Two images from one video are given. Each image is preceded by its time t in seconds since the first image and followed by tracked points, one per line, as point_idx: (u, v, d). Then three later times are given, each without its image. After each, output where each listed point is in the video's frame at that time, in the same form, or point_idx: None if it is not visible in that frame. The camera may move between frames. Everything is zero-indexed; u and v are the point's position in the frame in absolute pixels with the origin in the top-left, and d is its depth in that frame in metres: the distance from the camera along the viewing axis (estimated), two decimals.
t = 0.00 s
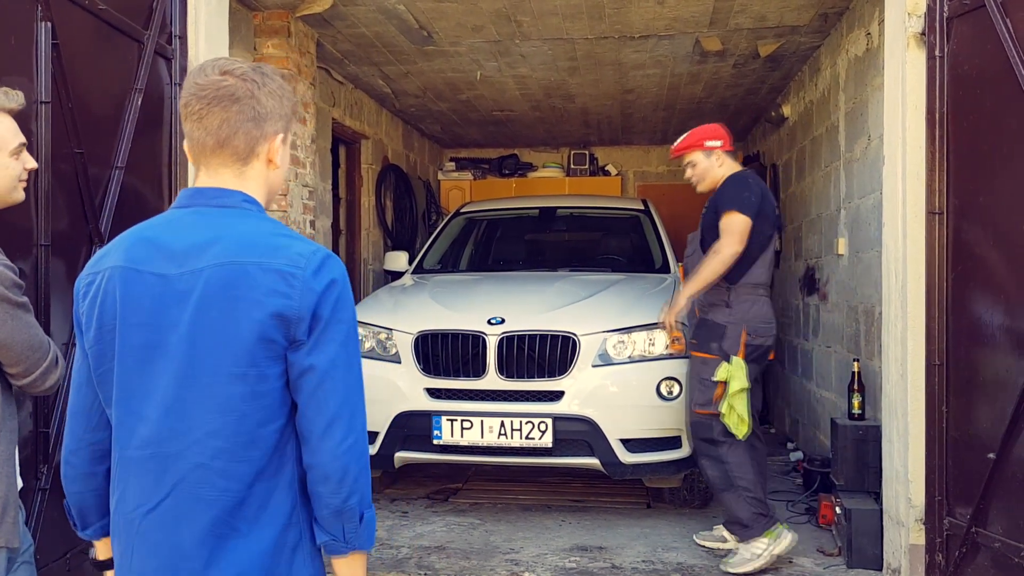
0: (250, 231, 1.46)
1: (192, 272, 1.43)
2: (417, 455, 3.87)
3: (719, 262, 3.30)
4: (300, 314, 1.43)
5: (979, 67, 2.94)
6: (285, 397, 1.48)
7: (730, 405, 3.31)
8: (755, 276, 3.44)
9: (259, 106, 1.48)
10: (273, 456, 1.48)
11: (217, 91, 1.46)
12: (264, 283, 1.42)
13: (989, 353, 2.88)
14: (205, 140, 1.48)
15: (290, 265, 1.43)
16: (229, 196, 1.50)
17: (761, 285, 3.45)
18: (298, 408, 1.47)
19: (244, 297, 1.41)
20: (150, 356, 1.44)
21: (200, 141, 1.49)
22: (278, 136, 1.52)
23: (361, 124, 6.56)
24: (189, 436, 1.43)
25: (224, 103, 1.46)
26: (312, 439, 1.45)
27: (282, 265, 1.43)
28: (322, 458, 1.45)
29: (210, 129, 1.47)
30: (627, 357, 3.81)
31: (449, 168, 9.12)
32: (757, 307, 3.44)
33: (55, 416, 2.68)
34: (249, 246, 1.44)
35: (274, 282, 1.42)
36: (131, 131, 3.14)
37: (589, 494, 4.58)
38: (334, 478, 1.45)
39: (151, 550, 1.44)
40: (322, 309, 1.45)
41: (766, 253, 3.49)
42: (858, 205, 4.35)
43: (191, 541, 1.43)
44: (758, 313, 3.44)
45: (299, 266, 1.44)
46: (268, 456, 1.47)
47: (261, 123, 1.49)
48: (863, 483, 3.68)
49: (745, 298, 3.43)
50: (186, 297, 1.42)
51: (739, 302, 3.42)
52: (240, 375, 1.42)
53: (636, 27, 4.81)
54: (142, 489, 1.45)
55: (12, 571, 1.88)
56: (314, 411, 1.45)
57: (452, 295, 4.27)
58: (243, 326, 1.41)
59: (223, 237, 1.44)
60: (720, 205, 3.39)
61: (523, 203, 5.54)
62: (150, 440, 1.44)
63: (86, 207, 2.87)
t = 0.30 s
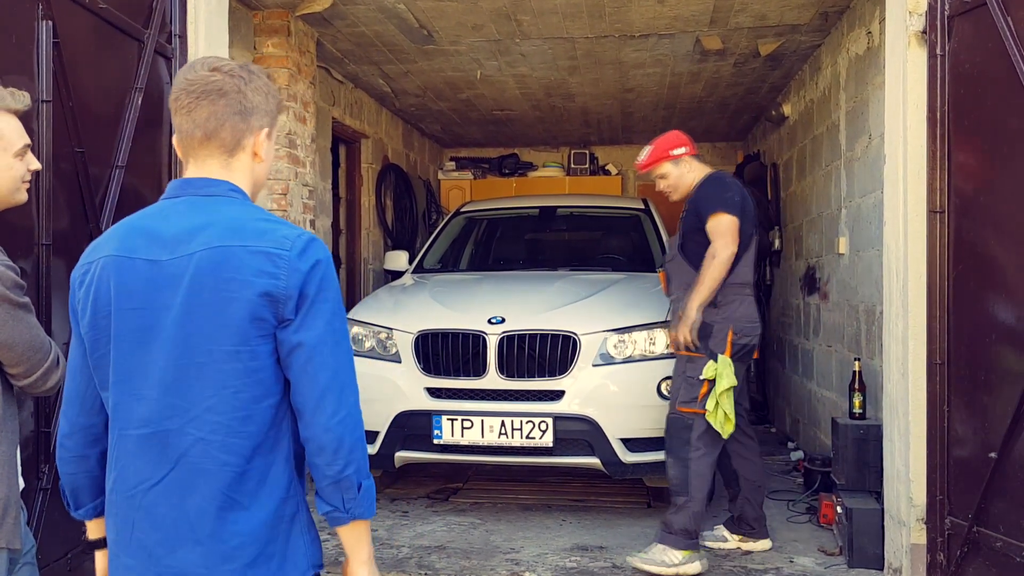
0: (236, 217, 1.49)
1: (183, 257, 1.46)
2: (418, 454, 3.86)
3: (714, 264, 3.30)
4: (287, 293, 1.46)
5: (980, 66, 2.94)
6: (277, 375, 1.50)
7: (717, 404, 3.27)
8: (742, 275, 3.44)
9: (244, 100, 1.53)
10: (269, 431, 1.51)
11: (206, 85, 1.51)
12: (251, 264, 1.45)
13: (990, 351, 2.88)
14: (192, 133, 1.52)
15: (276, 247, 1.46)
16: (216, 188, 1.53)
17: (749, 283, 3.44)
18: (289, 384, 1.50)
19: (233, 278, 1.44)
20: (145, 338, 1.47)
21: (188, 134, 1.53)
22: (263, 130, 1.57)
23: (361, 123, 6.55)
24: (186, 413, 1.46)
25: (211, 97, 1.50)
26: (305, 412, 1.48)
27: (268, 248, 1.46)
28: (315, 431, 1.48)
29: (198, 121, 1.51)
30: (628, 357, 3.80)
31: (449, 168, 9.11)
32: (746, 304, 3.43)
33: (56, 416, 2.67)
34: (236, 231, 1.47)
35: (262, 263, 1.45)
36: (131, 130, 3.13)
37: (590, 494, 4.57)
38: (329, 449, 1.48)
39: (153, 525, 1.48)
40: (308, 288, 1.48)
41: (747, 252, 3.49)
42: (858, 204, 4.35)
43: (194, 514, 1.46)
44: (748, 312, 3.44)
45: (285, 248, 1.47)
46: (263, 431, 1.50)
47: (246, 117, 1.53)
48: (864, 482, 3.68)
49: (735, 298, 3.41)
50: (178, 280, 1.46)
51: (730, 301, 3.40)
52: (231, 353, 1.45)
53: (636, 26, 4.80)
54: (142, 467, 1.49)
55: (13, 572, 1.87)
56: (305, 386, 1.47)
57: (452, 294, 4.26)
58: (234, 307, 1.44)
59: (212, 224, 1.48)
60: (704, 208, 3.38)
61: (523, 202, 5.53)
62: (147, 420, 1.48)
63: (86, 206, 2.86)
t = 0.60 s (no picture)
0: (230, 214, 1.49)
1: (178, 253, 1.46)
2: (417, 454, 3.86)
3: (707, 287, 3.18)
4: (282, 288, 1.46)
5: (980, 65, 2.94)
6: (274, 367, 1.50)
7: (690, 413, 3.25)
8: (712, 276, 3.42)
9: (236, 101, 1.53)
10: (267, 422, 1.51)
11: (199, 87, 1.51)
12: (247, 259, 1.45)
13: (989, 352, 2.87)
14: (186, 133, 1.52)
15: (270, 242, 1.46)
16: (211, 186, 1.54)
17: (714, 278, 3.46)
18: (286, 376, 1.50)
19: (228, 273, 1.44)
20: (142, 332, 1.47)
21: (182, 134, 1.53)
22: (256, 130, 1.57)
23: (360, 122, 6.55)
24: (184, 405, 1.46)
25: (205, 98, 1.51)
26: (302, 403, 1.48)
27: (263, 243, 1.46)
28: (313, 421, 1.48)
29: (192, 122, 1.51)
30: (628, 356, 3.80)
31: (448, 167, 9.10)
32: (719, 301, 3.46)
33: (57, 415, 2.67)
34: (231, 228, 1.47)
35: (257, 258, 1.45)
36: (131, 129, 3.13)
37: (589, 494, 4.57)
38: (327, 438, 1.48)
39: (153, 516, 1.48)
40: (303, 282, 1.48)
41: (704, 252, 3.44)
42: (858, 204, 4.34)
43: (193, 504, 1.47)
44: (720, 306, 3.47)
45: (279, 243, 1.47)
46: (261, 423, 1.50)
47: (240, 117, 1.54)
48: (864, 482, 3.67)
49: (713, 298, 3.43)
50: (176, 276, 1.46)
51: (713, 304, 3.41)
52: (228, 347, 1.45)
53: (636, 25, 4.80)
54: (140, 459, 1.49)
55: (6, 573, 1.88)
56: (302, 377, 1.48)
57: (451, 294, 4.26)
58: (230, 302, 1.44)
59: (207, 221, 1.48)
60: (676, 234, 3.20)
61: (522, 201, 5.51)
62: (145, 413, 1.48)
63: (87, 205, 2.86)
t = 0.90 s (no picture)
0: (243, 210, 1.49)
1: (192, 247, 1.45)
2: (415, 452, 3.86)
3: (638, 288, 3.09)
4: (294, 282, 1.45)
5: (980, 62, 2.93)
6: (287, 360, 1.50)
7: (682, 412, 3.20)
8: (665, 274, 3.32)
9: (252, 101, 1.53)
10: (280, 415, 1.50)
11: (217, 86, 1.51)
12: (259, 254, 1.44)
13: (989, 348, 2.86)
14: (203, 131, 1.52)
15: (283, 238, 1.46)
16: (225, 183, 1.53)
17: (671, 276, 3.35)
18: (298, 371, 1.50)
19: (242, 267, 1.44)
20: (156, 325, 1.45)
21: (198, 132, 1.53)
22: (271, 130, 1.58)
23: (359, 119, 6.53)
24: (198, 398, 1.45)
25: (223, 97, 1.51)
26: (314, 397, 1.48)
27: (276, 239, 1.46)
28: (325, 415, 1.47)
29: (209, 120, 1.52)
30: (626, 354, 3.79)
31: (446, 165, 9.08)
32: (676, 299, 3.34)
33: (58, 412, 2.67)
34: (243, 224, 1.46)
35: (270, 253, 1.45)
36: (130, 126, 3.12)
37: (587, 491, 4.57)
38: (338, 432, 1.48)
39: (167, 508, 1.47)
40: (315, 277, 1.47)
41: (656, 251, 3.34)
42: (857, 202, 4.34)
43: (209, 495, 1.46)
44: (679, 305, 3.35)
45: (292, 239, 1.47)
46: (274, 416, 1.49)
47: (255, 117, 1.54)
48: (862, 479, 3.67)
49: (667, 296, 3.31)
50: (189, 269, 1.44)
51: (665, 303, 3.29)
52: (242, 340, 1.44)
53: (635, 22, 4.78)
54: (155, 452, 1.48)
55: None
56: (314, 372, 1.47)
57: (450, 291, 4.25)
58: (243, 296, 1.43)
59: (221, 216, 1.47)
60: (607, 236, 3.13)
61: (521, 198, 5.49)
62: (160, 406, 1.47)
63: (87, 201, 2.84)
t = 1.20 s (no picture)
0: (281, 206, 1.48)
1: (230, 243, 1.44)
2: (416, 443, 3.87)
3: (534, 257, 3.19)
4: (331, 284, 1.45)
5: (981, 52, 2.92)
6: (321, 358, 1.50)
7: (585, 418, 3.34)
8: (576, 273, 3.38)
9: (297, 94, 1.53)
10: (314, 411, 1.51)
11: (263, 79, 1.51)
12: (297, 253, 1.43)
13: (990, 339, 2.86)
14: (248, 120, 1.52)
15: (321, 239, 1.45)
16: (264, 177, 1.52)
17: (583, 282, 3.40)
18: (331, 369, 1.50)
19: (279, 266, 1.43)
20: (195, 318, 1.45)
21: (243, 121, 1.53)
22: (313, 123, 1.57)
23: (358, 109, 6.51)
24: (235, 393, 1.45)
25: (269, 88, 1.51)
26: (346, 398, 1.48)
27: (314, 239, 1.44)
28: (356, 415, 1.48)
29: (253, 110, 1.51)
30: (627, 346, 3.78)
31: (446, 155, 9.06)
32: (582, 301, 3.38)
33: (58, 402, 2.66)
34: (282, 221, 1.45)
35: (308, 253, 1.44)
36: (129, 116, 3.10)
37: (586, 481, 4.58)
38: (370, 431, 1.49)
39: (204, 494, 1.48)
40: (351, 279, 1.47)
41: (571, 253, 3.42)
42: (858, 192, 4.34)
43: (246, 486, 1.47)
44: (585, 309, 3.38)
45: (330, 240, 1.45)
46: (309, 412, 1.49)
47: (299, 110, 1.54)
48: (861, 469, 3.68)
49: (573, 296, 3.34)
50: (227, 265, 1.44)
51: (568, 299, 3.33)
52: (278, 338, 1.44)
53: (636, 12, 4.76)
54: (191, 440, 1.49)
55: None
56: (347, 371, 1.47)
57: (450, 281, 4.23)
58: (280, 294, 1.43)
59: (260, 212, 1.46)
60: (512, 210, 3.24)
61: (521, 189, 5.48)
62: (198, 397, 1.47)
63: (86, 192, 2.83)
